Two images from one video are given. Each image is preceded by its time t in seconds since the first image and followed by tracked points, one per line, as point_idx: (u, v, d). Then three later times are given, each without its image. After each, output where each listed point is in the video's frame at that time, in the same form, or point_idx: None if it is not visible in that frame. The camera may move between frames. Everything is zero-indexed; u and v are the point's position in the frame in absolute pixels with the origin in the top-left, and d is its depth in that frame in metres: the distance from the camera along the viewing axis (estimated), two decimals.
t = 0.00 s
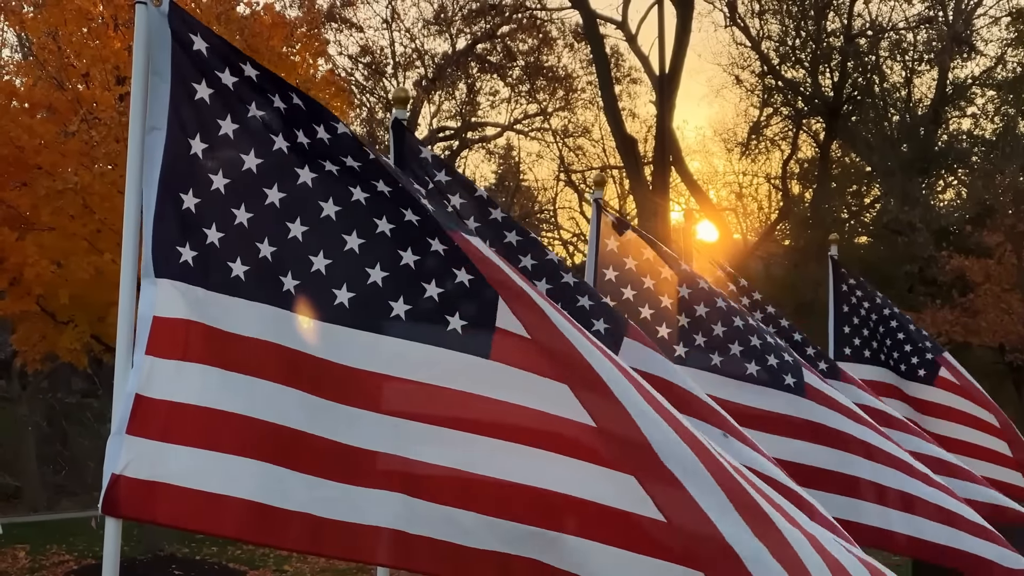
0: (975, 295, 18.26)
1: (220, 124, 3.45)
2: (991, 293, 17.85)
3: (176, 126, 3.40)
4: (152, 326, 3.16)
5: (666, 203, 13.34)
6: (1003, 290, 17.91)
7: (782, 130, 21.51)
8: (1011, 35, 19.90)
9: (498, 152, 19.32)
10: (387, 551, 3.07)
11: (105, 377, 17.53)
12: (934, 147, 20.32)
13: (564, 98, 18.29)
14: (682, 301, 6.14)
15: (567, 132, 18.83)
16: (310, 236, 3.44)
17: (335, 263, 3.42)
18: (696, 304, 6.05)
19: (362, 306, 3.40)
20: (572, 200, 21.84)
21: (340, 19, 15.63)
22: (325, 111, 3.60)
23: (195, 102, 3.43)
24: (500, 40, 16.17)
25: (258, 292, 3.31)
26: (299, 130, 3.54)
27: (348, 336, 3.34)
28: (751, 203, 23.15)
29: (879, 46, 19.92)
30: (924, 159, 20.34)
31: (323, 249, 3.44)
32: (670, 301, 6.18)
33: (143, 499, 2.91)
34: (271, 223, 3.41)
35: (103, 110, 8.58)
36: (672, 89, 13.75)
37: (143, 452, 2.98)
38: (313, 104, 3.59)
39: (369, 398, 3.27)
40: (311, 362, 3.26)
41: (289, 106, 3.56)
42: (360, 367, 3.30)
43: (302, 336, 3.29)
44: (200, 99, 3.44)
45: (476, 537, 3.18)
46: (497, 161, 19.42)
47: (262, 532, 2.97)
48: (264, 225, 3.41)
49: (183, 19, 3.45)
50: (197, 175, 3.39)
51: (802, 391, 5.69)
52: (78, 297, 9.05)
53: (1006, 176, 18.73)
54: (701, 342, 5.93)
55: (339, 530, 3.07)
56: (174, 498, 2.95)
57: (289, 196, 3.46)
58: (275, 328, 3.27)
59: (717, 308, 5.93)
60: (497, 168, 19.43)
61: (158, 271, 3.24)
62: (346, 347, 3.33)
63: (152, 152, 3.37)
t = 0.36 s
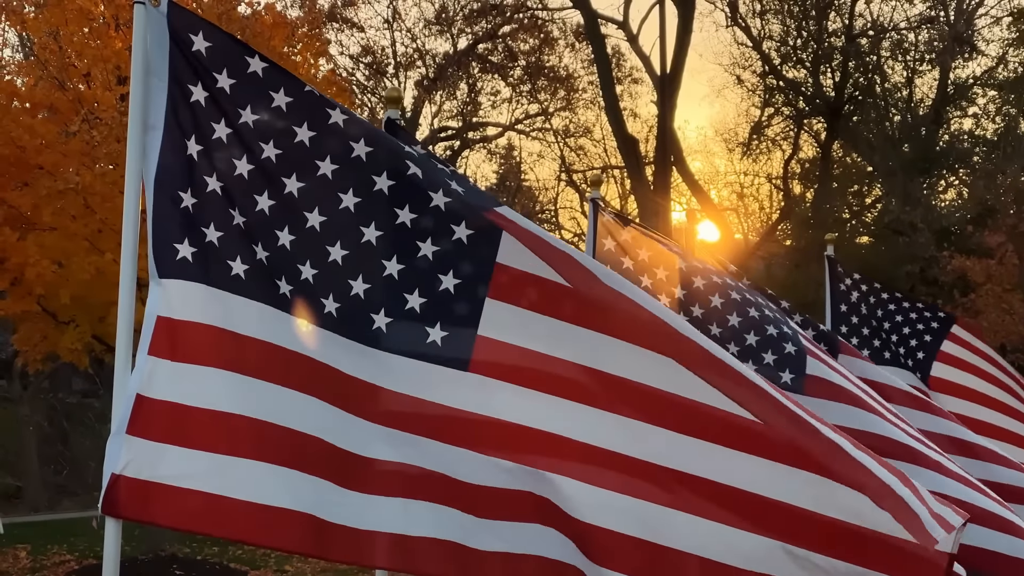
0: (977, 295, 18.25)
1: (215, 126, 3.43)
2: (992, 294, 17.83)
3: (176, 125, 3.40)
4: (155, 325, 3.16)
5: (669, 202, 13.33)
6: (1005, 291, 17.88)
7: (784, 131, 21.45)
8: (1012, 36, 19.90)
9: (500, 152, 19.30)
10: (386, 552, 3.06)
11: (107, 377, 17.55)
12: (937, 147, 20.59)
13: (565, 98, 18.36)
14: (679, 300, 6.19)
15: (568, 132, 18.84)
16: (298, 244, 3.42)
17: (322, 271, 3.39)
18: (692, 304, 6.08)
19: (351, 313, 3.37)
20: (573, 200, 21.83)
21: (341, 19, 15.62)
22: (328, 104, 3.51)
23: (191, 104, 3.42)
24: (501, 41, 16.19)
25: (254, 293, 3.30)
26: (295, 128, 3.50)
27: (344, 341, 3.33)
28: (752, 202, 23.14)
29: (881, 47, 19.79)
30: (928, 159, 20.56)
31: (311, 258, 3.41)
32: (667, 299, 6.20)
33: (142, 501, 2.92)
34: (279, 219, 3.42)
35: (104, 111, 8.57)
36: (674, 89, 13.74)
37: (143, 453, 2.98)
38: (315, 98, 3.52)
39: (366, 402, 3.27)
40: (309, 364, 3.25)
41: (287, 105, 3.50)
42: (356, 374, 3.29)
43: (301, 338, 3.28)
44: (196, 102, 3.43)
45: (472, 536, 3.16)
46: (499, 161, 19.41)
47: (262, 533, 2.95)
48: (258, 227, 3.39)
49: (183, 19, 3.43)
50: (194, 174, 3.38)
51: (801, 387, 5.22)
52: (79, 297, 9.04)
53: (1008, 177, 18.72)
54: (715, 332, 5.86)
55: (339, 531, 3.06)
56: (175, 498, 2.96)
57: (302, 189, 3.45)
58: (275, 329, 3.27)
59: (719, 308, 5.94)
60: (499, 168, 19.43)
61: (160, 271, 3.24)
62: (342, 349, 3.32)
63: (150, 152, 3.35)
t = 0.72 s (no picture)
0: (978, 296, 18.23)
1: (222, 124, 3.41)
2: (993, 294, 17.81)
3: (178, 121, 3.34)
4: (154, 327, 3.15)
5: (669, 202, 13.33)
6: (1006, 291, 17.86)
7: (785, 131, 21.45)
8: (1013, 36, 19.92)
9: (501, 152, 19.28)
10: (384, 558, 3.06)
11: (108, 377, 17.56)
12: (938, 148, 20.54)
13: (566, 99, 18.36)
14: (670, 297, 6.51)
15: (569, 132, 18.83)
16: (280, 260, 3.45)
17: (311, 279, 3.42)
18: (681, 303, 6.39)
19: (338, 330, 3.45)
20: (574, 200, 21.82)
21: (343, 20, 15.60)
22: (307, 127, 3.54)
23: (196, 99, 3.37)
24: (502, 41, 16.20)
25: (260, 287, 3.29)
26: (275, 147, 3.49)
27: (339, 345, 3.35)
28: (753, 203, 23.16)
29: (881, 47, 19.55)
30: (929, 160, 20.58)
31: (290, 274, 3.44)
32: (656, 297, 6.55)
33: (144, 503, 2.92)
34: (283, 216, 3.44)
35: (106, 112, 8.56)
36: (676, 90, 13.75)
37: (146, 454, 2.98)
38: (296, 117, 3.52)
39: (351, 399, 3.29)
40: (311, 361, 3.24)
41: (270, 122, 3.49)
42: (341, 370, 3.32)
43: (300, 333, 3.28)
44: (202, 99, 3.39)
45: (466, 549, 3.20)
46: (500, 162, 19.39)
47: (265, 537, 2.97)
48: (263, 222, 3.39)
49: (184, 19, 3.40)
50: (201, 169, 3.34)
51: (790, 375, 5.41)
52: (81, 297, 9.05)
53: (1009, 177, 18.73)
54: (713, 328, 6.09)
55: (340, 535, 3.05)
56: (177, 501, 2.96)
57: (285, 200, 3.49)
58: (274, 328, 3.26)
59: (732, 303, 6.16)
60: (500, 169, 19.44)
61: (163, 272, 3.22)
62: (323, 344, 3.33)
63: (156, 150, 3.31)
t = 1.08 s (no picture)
0: (979, 296, 18.16)
1: (218, 117, 3.40)
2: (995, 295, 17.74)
3: (183, 124, 3.36)
4: (154, 327, 3.13)
5: (670, 203, 13.31)
6: (1008, 292, 17.78)
7: (787, 132, 21.61)
8: (1015, 37, 19.90)
9: (502, 153, 19.25)
10: (392, 557, 3.08)
11: (110, 378, 17.56)
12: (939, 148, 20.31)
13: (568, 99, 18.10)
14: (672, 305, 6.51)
15: (570, 133, 18.80)
16: (291, 244, 3.36)
17: (315, 274, 3.34)
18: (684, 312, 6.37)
19: (358, 303, 3.35)
20: (576, 201, 21.81)
21: (344, 20, 15.62)
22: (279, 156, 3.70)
23: (198, 96, 3.39)
24: (503, 41, 16.21)
25: (267, 286, 3.30)
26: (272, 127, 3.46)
27: (354, 333, 3.31)
28: (754, 204, 23.17)
29: (882, 48, 20.25)
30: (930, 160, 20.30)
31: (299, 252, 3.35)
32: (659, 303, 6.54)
33: (148, 504, 2.91)
34: (286, 212, 3.39)
35: (107, 112, 8.55)
36: (677, 90, 13.73)
37: (149, 455, 2.97)
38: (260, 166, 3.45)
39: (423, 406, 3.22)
40: (314, 359, 3.24)
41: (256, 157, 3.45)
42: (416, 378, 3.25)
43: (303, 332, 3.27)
44: (203, 94, 3.41)
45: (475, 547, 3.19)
46: (502, 163, 19.36)
47: (271, 536, 2.96)
48: (274, 218, 3.38)
49: (184, 23, 3.42)
50: (208, 171, 3.35)
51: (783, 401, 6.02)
52: (82, 298, 9.04)
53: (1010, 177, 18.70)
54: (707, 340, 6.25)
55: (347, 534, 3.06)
56: (181, 501, 2.96)
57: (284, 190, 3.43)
58: (277, 325, 3.26)
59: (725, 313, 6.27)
60: (501, 169, 19.43)
61: (166, 272, 3.21)
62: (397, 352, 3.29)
63: (162, 155, 3.32)
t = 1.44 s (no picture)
0: (980, 297, 18.15)
1: (228, 120, 3.42)
2: (995, 296, 17.73)
3: (189, 127, 3.39)
4: (156, 327, 3.15)
5: (670, 204, 13.31)
6: (1008, 293, 17.77)
7: (788, 133, 21.51)
8: (1016, 38, 19.87)
9: (503, 154, 19.21)
10: (393, 558, 2.98)
11: (110, 379, 17.57)
12: (940, 150, 20.25)
13: (568, 100, 18.19)
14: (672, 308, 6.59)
15: (571, 133, 18.77)
16: (302, 250, 3.34)
17: (327, 278, 3.31)
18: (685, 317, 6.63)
19: (378, 306, 3.29)
20: (577, 202, 21.83)
21: (344, 21, 15.63)
22: (280, 122, 3.43)
23: (207, 98, 3.41)
24: (503, 41, 16.20)
25: (272, 288, 3.29)
26: (281, 128, 3.42)
27: (369, 334, 3.27)
28: (755, 204, 23.17)
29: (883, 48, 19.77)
30: (931, 161, 20.24)
31: (312, 261, 3.33)
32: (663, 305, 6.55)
33: (149, 505, 2.93)
34: (296, 215, 3.37)
35: (108, 113, 8.55)
36: (678, 92, 13.72)
37: (151, 455, 2.99)
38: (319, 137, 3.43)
39: (530, 430, 3.17)
40: (316, 361, 3.21)
41: (298, 138, 3.41)
42: (521, 402, 3.18)
43: (306, 333, 3.25)
44: (212, 96, 3.42)
45: (481, 544, 3.07)
46: (502, 164, 19.34)
47: (268, 536, 2.94)
48: (284, 221, 3.37)
49: (191, 23, 3.44)
50: (213, 173, 3.37)
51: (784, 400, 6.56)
52: (82, 299, 9.05)
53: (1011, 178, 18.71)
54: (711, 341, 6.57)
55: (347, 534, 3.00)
56: (180, 501, 2.96)
57: (297, 192, 3.39)
58: (278, 327, 3.25)
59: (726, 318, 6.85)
60: (502, 170, 19.42)
61: (168, 273, 3.23)
62: (502, 373, 3.21)
63: (166, 153, 3.34)
